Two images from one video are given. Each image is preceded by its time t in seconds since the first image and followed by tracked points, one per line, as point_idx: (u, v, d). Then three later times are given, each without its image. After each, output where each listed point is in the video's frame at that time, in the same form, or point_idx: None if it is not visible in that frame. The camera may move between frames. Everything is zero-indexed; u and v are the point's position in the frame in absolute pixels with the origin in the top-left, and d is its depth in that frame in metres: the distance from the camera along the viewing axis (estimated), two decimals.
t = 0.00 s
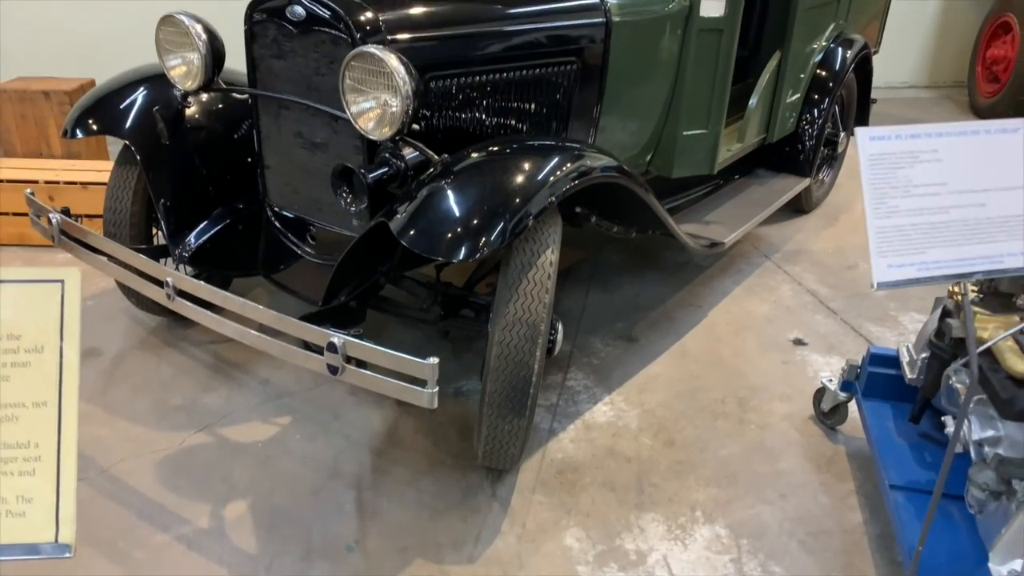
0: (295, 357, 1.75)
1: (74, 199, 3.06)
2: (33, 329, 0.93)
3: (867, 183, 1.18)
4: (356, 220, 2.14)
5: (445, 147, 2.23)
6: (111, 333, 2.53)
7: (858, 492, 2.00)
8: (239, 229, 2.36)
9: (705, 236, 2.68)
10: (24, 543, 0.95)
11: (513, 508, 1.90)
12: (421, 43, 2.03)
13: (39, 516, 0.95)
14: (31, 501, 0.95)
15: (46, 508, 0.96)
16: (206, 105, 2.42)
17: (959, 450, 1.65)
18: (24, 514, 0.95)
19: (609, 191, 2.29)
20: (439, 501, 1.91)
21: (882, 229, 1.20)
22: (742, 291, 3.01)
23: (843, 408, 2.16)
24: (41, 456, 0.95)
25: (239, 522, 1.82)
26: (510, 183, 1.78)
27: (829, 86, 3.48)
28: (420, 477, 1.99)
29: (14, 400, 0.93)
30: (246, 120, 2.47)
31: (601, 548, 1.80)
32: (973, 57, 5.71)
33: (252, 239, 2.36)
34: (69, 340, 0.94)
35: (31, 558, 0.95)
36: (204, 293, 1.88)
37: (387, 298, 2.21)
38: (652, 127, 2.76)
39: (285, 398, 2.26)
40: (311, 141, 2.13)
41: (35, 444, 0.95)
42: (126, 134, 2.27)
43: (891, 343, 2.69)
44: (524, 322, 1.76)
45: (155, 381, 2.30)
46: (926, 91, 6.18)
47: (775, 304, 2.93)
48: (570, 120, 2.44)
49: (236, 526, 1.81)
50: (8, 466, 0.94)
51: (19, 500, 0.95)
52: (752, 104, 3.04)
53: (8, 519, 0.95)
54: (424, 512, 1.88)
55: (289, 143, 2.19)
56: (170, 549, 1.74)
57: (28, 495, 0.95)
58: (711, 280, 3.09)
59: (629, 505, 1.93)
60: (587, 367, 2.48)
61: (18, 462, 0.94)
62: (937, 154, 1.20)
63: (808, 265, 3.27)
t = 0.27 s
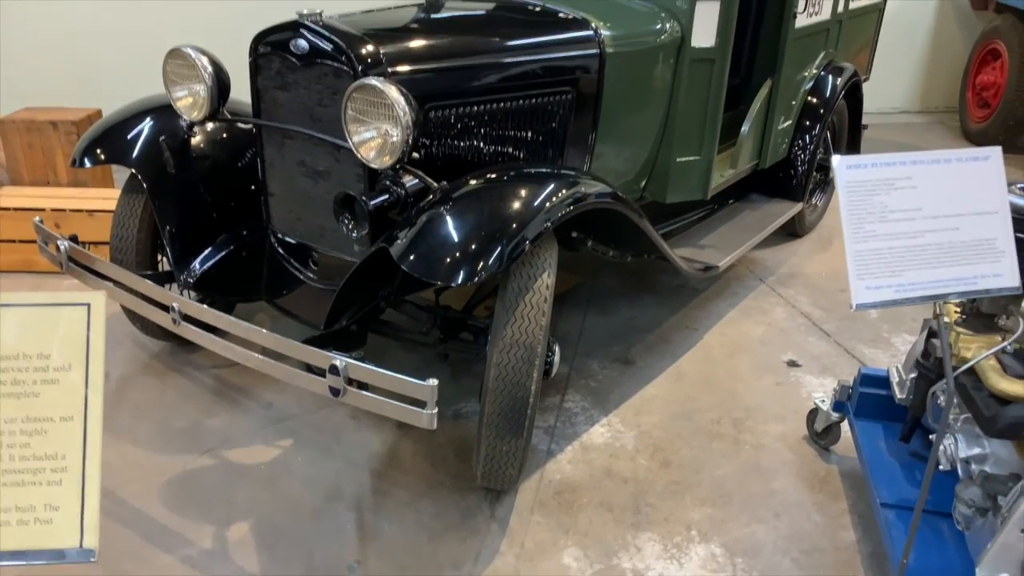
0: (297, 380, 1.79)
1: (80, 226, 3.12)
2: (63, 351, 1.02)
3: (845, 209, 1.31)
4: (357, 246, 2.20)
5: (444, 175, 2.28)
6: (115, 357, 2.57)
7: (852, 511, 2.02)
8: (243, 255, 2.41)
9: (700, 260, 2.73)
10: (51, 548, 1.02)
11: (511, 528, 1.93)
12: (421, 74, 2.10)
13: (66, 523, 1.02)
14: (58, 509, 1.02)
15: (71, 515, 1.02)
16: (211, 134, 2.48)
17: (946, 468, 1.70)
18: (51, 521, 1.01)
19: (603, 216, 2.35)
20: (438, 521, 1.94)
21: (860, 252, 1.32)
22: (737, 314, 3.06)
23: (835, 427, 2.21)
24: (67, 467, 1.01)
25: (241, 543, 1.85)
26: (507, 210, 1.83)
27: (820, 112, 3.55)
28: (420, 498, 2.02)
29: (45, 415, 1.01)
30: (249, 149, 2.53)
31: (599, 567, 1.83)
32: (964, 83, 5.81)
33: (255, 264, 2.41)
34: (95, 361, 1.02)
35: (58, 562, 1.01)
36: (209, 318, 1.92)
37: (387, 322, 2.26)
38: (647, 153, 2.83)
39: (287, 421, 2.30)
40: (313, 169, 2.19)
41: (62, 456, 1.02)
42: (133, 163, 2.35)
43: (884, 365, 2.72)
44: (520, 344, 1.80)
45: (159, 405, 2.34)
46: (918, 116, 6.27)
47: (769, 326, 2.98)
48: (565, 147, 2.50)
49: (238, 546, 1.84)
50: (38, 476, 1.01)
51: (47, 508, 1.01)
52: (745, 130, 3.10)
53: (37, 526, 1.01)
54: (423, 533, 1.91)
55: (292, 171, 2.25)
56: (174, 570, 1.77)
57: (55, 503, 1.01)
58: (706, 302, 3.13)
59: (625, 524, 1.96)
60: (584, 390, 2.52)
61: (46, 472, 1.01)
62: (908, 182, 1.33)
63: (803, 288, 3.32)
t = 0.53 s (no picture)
0: (300, 406, 1.83)
1: (85, 256, 3.17)
2: (89, 377, 1.07)
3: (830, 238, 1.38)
4: (359, 273, 2.22)
5: (444, 204, 2.33)
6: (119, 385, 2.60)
7: (848, 533, 2.05)
8: (247, 283, 2.45)
9: (696, 286, 2.78)
10: (77, 564, 1.06)
11: (512, 552, 1.95)
12: (421, 107, 2.16)
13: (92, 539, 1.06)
14: (85, 526, 1.06)
15: (97, 532, 1.07)
16: (215, 166, 2.54)
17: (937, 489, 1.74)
18: (78, 538, 1.06)
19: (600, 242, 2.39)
20: (439, 546, 1.96)
21: (845, 279, 1.39)
22: (733, 339, 3.10)
23: (830, 450, 2.24)
24: (94, 486, 1.07)
25: (245, 568, 1.87)
26: (506, 238, 1.88)
27: (812, 140, 3.62)
28: (421, 522, 2.04)
29: (72, 437, 1.06)
30: (252, 179, 2.59)
31: None
32: (954, 110, 5.90)
33: (258, 292, 2.45)
34: (119, 384, 1.08)
35: None
36: (214, 345, 1.96)
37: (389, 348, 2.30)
38: (641, 182, 2.89)
39: (289, 448, 2.32)
40: (316, 200, 2.24)
41: (88, 476, 1.06)
42: (138, 194, 2.40)
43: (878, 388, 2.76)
44: (520, 369, 1.84)
45: (163, 432, 2.36)
46: (910, 142, 6.36)
47: (764, 351, 3.02)
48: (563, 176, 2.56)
49: (242, 571, 1.86)
50: (67, 495, 1.06)
51: (74, 525, 1.06)
52: (737, 158, 3.16)
53: (66, 542, 1.06)
54: (424, 557, 1.93)
55: (295, 202, 2.30)
56: None
57: (82, 521, 1.06)
58: (702, 328, 3.18)
59: (624, 547, 1.98)
60: (582, 415, 2.55)
61: (73, 491, 1.06)
62: (890, 213, 1.40)
63: (797, 313, 3.36)
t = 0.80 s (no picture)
0: (306, 435, 1.86)
1: (87, 286, 3.20)
2: (125, 409, 1.13)
3: (822, 266, 1.43)
4: (361, 302, 2.26)
5: (445, 234, 2.38)
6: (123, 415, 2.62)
7: (846, 554, 2.08)
8: (251, 312, 2.50)
9: (692, 311, 2.83)
10: None
11: None
12: (421, 140, 2.21)
13: (128, 562, 1.12)
14: (124, 549, 1.13)
15: (134, 555, 1.13)
16: (218, 198, 2.58)
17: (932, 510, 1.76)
18: (117, 561, 1.12)
19: (597, 269, 2.43)
20: (443, 572, 1.98)
21: (838, 305, 1.43)
22: (729, 363, 3.14)
23: (828, 472, 2.27)
24: (131, 512, 1.13)
25: None
26: (506, 267, 1.93)
27: (803, 167, 3.69)
28: (425, 548, 2.06)
29: (111, 465, 1.12)
30: (255, 209, 2.63)
31: None
32: (941, 134, 6.01)
33: (262, 322, 2.50)
34: (156, 414, 1.14)
35: None
36: (219, 374, 1.99)
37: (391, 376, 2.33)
38: (637, 210, 2.95)
39: (292, 476, 2.34)
40: (319, 231, 2.29)
41: (126, 502, 1.13)
42: (143, 227, 2.46)
43: (873, 411, 2.80)
44: (522, 395, 1.87)
45: (167, 462, 2.38)
46: (899, 166, 6.46)
47: (761, 374, 3.06)
48: (560, 205, 2.62)
49: None
50: (105, 520, 1.12)
51: (113, 549, 1.12)
52: (730, 186, 3.23)
53: (105, 565, 1.12)
54: None
55: (299, 233, 2.34)
56: None
57: (121, 544, 1.12)
58: (699, 352, 3.22)
59: (626, 571, 2.00)
60: (582, 440, 2.58)
61: (109, 517, 1.12)
62: (879, 241, 1.45)
63: (792, 336, 3.41)
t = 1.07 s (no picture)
0: (319, 457, 1.90)
1: (91, 314, 3.23)
2: (181, 427, 1.07)
3: (821, 285, 1.50)
4: (368, 324, 2.30)
5: (449, 257, 2.44)
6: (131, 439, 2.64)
7: (847, 566, 2.12)
8: (258, 337, 2.51)
9: (690, 329, 2.89)
10: None
11: None
12: (426, 165, 2.28)
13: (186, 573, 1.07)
14: (180, 560, 1.08)
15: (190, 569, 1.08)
16: (224, 224, 2.63)
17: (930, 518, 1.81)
18: (174, 570, 1.07)
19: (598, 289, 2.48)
20: None
21: (837, 321, 1.50)
22: (726, 379, 3.19)
23: (827, 485, 2.31)
24: (187, 525, 1.07)
25: None
26: (512, 289, 1.98)
27: (794, 186, 3.77)
28: (433, 567, 2.10)
29: (167, 480, 1.06)
30: (261, 234, 2.68)
31: None
32: (928, 152, 6.13)
33: (268, 346, 2.52)
34: (213, 427, 1.07)
35: None
36: (231, 398, 2.02)
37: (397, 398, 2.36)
38: (634, 230, 3.01)
39: (301, 497, 2.37)
40: (326, 256, 2.33)
41: (182, 516, 1.07)
42: (152, 254, 2.50)
43: (869, 424, 2.85)
44: (529, 413, 1.92)
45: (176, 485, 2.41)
46: (886, 184, 6.58)
47: (758, 391, 3.11)
48: (560, 227, 2.68)
49: None
50: (163, 532, 1.07)
51: (171, 559, 1.07)
52: (724, 206, 3.30)
53: None
54: None
55: (306, 258, 2.38)
56: None
57: (177, 556, 1.07)
58: (697, 369, 3.27)
59: None
60: (586, 457, 2.62)
61: (165, 530, 1.06)
62: (875, 260, 1.51)
63: (787, 353, 3.47)
